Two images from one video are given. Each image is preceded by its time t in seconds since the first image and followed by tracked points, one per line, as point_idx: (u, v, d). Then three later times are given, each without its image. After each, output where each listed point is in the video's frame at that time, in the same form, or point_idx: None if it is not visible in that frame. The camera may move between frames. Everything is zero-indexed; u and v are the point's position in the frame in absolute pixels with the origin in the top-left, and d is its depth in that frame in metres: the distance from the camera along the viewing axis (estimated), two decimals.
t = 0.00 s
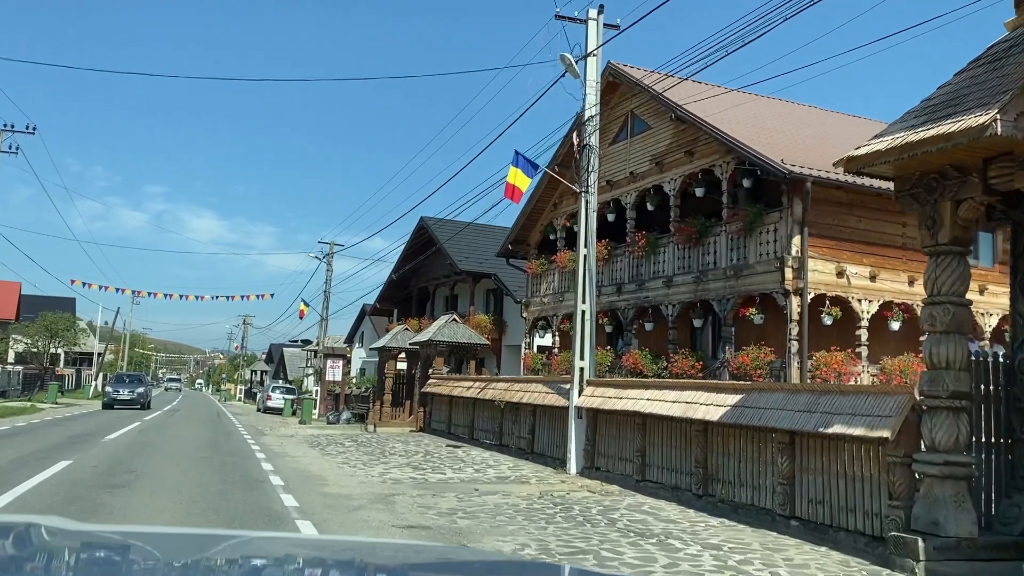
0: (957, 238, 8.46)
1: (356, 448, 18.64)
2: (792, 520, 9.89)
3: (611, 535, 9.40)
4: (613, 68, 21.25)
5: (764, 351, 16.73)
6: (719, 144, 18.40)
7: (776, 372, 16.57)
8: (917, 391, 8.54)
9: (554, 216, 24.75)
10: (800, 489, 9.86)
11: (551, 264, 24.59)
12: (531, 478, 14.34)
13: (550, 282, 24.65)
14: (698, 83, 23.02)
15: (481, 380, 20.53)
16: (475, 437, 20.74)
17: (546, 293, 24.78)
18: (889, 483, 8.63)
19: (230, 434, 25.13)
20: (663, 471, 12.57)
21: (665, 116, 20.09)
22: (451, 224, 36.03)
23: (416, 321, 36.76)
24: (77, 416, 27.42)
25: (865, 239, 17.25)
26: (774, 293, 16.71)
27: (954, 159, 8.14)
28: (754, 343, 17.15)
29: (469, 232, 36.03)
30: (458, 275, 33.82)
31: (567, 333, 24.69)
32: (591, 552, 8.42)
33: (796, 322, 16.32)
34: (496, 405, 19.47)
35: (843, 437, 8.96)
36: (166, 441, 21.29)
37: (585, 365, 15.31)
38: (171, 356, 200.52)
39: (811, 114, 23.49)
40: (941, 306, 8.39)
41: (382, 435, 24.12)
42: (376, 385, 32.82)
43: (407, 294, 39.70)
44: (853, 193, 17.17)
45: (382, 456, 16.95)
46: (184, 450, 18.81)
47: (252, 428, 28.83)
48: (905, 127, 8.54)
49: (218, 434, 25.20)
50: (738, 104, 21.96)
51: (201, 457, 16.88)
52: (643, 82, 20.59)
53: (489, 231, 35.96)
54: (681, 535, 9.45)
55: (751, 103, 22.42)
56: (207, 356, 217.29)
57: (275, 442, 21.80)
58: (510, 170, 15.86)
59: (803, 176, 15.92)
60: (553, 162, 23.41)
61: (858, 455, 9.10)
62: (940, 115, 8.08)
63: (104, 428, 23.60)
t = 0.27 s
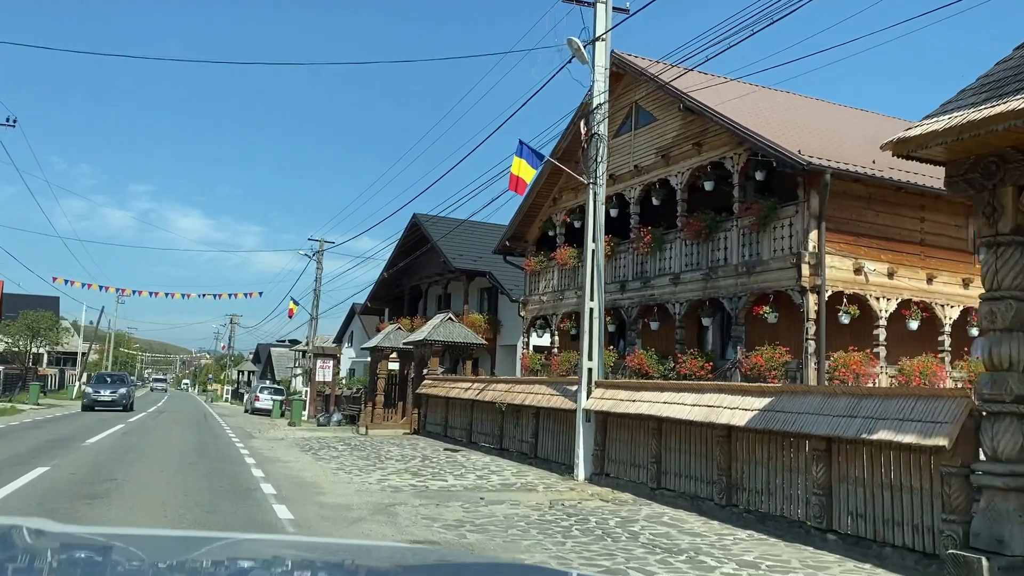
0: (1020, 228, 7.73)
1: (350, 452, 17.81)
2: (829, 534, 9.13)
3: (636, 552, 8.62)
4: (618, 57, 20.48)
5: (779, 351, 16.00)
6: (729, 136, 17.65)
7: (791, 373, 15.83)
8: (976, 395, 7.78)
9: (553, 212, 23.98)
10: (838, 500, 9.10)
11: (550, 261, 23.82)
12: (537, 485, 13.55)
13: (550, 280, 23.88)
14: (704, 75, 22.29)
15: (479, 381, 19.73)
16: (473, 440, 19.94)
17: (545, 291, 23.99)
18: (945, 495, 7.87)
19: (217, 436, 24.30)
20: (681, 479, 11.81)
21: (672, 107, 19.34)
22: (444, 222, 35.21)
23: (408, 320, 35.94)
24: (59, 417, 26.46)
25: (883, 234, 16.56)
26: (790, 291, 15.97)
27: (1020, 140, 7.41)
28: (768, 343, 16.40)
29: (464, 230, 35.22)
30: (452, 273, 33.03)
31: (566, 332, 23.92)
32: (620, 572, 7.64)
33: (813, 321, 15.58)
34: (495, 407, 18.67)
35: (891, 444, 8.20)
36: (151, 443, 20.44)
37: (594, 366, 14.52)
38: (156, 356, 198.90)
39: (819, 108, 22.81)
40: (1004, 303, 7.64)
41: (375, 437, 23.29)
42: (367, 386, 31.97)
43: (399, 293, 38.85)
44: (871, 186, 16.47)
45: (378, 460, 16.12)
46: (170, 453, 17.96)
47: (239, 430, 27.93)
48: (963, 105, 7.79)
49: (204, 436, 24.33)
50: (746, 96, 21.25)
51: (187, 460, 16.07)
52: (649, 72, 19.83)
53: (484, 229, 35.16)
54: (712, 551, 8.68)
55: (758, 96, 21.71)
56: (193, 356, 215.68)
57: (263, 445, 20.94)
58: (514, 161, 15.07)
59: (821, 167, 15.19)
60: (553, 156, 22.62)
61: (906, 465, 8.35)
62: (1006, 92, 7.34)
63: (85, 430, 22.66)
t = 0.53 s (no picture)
0: None
1: (344, 456, 16.98)
2: (875, 550, 8.37)
3: (668, 569, 7.84)
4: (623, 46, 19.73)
5: (796, 350, 15.27)
6: (742, 126, 16.93)
7: (810, 374, 15.09)
8: None
9: (553, 207, 23.21)
10: (885, 512, 8.34)
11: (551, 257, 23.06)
12: (546, 492, 12.76)
13: (550, 277, 23.12)
14: (710, 66, 21.57)
15: (479, 382, 18.93)
16: (472, 443, 19.14)
17: (545, 288, 23.23)
18: (1013, 509, 7.11)
19: (204, 439, 23.40)
20: (703, 487, 11.05)
21: (681, 97, 18.60)
22: (438, 218, 34.40)
23: (401, 319, 35.12)
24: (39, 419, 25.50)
25: (903, 228, 15.88)
26: (808, 287, 15.23)
27: None
28: (784, 342, 15.66)
29: (458, 227, 34.43)
30: (447, 271, 32.24)
31: (567, 331, 23.16)
32: None
33: (832, 318, 14.85)
34: (496, 409, 17.88)
35: (950, 453, 7.45)
36: (135, 447, 19.55)
37: (605, 366, 13.74)
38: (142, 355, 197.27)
39: (829, 101, 22.12)
40: None
41: (368, 440, 22.44)
42: (359, 387, 31.12)
43: (391, 291, 38.02)
44: (891, 178, 15.77)
45: (375, 465, 15.30)
46: (155, 458, 17.09)
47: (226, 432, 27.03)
48: None
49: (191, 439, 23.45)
50: (755, 88, 20.53)
51: (173, 466, 15.21)
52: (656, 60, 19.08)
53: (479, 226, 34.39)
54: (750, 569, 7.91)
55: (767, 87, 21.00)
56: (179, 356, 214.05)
57: (252, 448, 20.08)
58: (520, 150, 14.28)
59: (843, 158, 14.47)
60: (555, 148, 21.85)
61: (966, 475, 7.59)
62: None
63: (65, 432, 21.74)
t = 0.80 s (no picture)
0: None
1: (340, 460, 16.17)
2: (931, 568, 7.64)
3: None
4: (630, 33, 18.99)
5: (816, 349, 14.57)
6: (757, 115, 16.22)
7: (831, 374, 14.40)
8: None
9: (555, 202, 22.49)
10: (943, 527, 7.62)
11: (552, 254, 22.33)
12: (558, 500, 12.01)
13: (551, 274, 22.38)
14: (719, 55, 20.85)
15: (480, 383, 18.16)
16: (472, 446, 18.36)
17: (547, 286, 22.48)
18: None
19: (193, 441, 22.53)
20: (730, 496, 10.32)
21: (691, 86, 17.90)
22: (433, 214, 33.61)
23: (394, 318, 34.33)
24: (19, 420, 24.58)
25: (927, 223, 15.17)
26: (829, 284, 14.53)
27: None
28: (803, 341, 14.95)
29: (453, 223, 33.66)
30: (442, 268, 31.49)
31: (568, 330, 22.41)
32: None
33: (855, 316, 14.14)
34: (499, 411, 17.11)
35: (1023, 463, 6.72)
36: (120, 451, 18.69)
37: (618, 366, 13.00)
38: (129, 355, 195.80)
39: (840, 93, 21.45)
40: None
41: (363, 443, 21.63)
42: (351, 387, 30.29)
43: (384, 290, 37.21)
44: (915, 170, 15.08)
45: (373, 470, 14.51)
46: (141, 463, 16.23)
47: (214, 433, 26.16)
48: None
49: (178, 441, 22.59)
50: (765, 78, 19.85)
51: (161, 473, 14.36)
52: (665, 48, 18.36)
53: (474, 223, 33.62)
54: None
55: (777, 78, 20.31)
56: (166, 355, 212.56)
57: (242, 451, 19.24)
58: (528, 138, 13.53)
59: (867, 147, 13.76)
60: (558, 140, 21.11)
61: None
62: None
63: (47, 434, 20.86)
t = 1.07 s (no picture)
0: None
1: (336, 464, 15.38)
2: None
3: None
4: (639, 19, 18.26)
5: (840, 348, 13.87)
6: (774, 104, 15.51)
7: (855, 375, 13.70)
8: None
9: (558, 196, 21.75)
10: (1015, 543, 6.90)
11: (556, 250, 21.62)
12: (573, 509, 11.25)
13: (554, 271, 21.65)
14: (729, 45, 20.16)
15: (483, 383, 17.40)
16: (474, 449, 17.59)
17: (550, 283, 21.76)
18: None
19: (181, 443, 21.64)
20: (763, 506, 9.59)
21: (704, 74, 17.18)
22: (428, 211, 32.83)
23: (388, 316, 33.55)
24: None
25: (954, 217, 14.49)
26: (852, 280, 13.82)
27: None
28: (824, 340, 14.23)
29: (449, 219, 32.90)
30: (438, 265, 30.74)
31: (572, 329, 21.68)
32: None
33: (881, 314, 13.44)
34: (503, 412, 16.35)
35: None
36: (105, 453, 17.82)
37: (635, 366, 12.25)
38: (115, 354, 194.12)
39: (852, 85, 20.79)
40: None
41: (358, 446, 20.83)
42: (344, 388, 29.47)
43: (377, 287, 36.41)
44: (942, 160, 14.39)
45: (373, 476, 13.72)
46: (127, 466, 15.37)
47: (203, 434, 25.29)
48: None
49: (166, 443, 21.71)
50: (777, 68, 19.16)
51: (147, 479, 13.51)
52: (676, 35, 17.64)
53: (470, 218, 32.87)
54: None
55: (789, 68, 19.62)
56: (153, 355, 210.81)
57: (233, 453, 18.40)
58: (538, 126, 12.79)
59: (895, 135, 13.05)
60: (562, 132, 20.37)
61: None
62: None
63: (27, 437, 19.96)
